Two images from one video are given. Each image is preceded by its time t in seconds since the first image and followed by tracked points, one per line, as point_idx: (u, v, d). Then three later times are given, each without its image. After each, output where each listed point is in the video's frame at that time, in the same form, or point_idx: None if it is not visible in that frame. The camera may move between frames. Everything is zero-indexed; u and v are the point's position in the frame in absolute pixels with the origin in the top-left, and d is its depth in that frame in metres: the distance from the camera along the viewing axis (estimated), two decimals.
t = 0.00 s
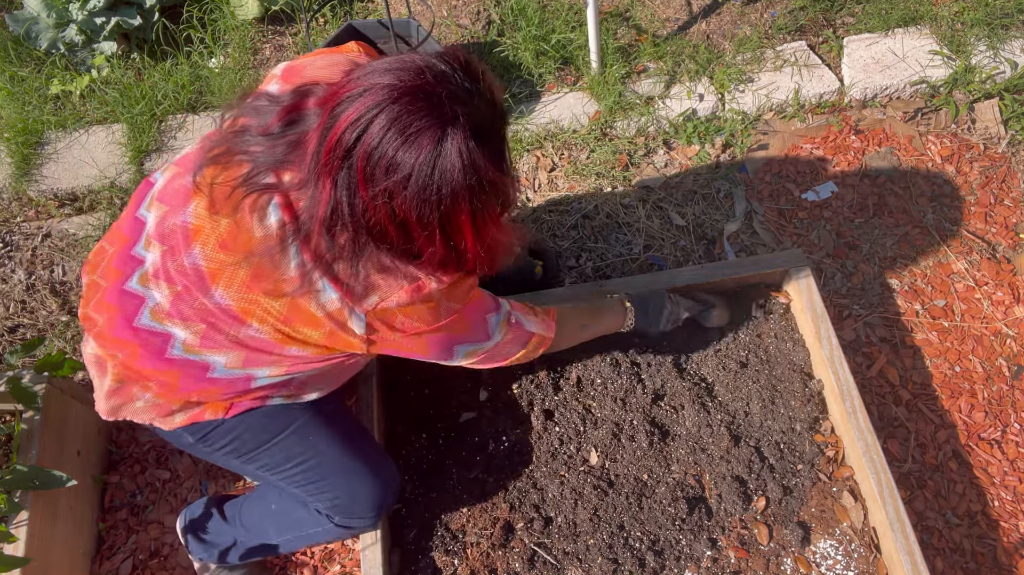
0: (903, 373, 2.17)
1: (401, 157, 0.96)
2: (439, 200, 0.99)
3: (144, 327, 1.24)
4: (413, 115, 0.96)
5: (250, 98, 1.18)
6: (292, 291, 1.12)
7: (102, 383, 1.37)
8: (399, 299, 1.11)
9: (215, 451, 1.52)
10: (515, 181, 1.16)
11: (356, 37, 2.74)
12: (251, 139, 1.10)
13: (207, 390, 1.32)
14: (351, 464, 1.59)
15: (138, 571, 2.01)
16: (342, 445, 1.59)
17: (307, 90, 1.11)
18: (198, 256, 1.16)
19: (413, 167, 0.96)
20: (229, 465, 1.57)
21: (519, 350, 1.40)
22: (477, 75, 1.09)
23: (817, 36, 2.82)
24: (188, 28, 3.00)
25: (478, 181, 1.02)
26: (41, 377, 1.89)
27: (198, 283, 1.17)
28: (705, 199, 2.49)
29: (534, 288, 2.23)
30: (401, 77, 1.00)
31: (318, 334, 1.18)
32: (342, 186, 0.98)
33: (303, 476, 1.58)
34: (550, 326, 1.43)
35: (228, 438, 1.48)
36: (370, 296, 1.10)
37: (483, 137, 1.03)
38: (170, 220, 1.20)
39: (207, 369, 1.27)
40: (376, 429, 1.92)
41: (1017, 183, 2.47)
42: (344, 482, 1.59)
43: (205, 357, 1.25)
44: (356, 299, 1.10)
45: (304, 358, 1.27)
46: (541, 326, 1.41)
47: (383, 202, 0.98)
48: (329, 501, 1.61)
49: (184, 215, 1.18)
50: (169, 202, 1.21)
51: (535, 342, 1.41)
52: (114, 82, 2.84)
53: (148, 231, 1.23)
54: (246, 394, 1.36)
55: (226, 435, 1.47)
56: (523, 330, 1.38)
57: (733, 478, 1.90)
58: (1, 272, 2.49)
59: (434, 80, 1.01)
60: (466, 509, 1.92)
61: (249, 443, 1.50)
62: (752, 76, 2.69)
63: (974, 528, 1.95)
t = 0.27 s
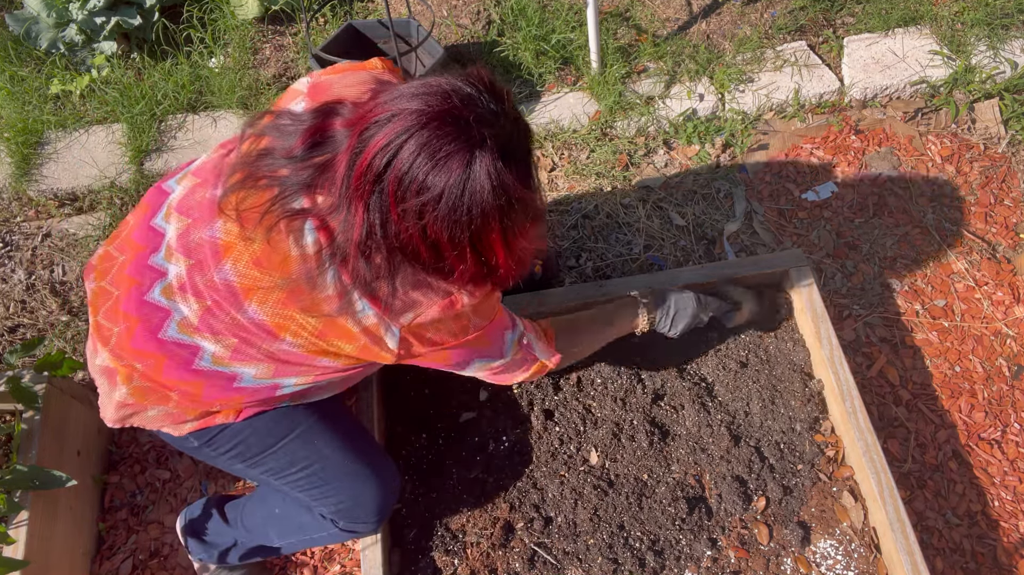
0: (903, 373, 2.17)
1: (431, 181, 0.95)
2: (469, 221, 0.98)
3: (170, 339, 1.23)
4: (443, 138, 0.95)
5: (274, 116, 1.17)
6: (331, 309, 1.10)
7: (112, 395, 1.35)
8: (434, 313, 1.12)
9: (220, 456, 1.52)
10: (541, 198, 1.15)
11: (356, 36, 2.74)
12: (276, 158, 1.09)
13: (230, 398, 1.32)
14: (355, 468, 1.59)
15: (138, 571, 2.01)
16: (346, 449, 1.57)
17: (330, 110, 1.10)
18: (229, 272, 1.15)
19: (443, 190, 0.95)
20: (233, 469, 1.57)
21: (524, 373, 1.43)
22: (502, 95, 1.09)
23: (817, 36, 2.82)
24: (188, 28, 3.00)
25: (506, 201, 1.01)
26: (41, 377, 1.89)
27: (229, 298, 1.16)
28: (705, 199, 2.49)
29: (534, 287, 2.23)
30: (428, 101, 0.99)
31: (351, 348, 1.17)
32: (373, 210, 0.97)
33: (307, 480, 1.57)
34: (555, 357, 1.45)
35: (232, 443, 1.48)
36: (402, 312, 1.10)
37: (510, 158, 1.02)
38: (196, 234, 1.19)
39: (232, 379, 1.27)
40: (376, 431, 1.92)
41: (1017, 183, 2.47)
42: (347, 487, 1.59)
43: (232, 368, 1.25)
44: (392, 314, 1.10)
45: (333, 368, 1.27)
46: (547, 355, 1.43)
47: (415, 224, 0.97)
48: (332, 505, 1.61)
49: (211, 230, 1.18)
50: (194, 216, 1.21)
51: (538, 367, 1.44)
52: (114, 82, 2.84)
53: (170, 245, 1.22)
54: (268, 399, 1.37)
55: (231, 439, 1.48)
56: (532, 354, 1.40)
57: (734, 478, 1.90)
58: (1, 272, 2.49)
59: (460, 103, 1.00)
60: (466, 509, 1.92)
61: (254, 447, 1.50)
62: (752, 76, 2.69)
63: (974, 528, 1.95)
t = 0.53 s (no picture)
0: (903, 373, 2.17)
1: (432, 205, 0.95)
2: (468, 246, 0.98)
3: (171, 347, 1.23)
4: (446, 163, 0.95)
5: (278, 129, 1.19)
6: (336, 324, 1.11)
7: (109, 401, 1.35)
8: (438, 329, 1.12)
9: (219, 459, 1.52)
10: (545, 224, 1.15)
11: (356, 36, 2.74)
12: (282, 172, 1.10)
13: (230, 407, 1.32)
14: (353, 470, 1.58)
15: (138, 571, 2.01)
16: (344, 451, 1.57)
17: (336, 126, 1.11)
18: (233, 284, 1.15)
19: (443, 213, 0.95)
20: (233, 472, 1.57)
21: (537, 388, 1.40)
22: (506, 118, 1.08)
23: (817, 36, 2.82)
24: (188, 28, 3.00)
25: (506, 228, 1.01)
26: (41, 377, 1.89)
27: (233, 310, 1.16)
28: (705, 199, 2.49)
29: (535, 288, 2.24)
30: (433, 124, 0.99)
31: (355, 361, 1.18)
32: (374, 231, 0.97)
33: (306, 482, 1.57)
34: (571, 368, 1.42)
35: (230, 447, 1.48)
36: (402, 331, 1.10)
37: (510, 186, 1.02)
38: (199, 244, 1.19)
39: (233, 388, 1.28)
40: (376, 432, 1.92)
41: (1017, 183, 2.47)
42: (346, 488, 1.59)
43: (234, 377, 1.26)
44: (397, 330, 1.09)
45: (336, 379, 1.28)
46: (562, 367, 1.40)
47: (414, 246, 0.97)
48: (332, 507, 1.61)
49: (214, 240, 1.18)
50: (197, 225, 1.21)
51: (553, 381, 1.40)
52: (114, 82, 2.84)
53: (173, 254, 1.22)
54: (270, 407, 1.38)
55: (229, 443, 1.48)
56: (544, 366, 1.38)
57: (733, 478, 1.90)
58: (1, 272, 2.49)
59: (464, 128, 1.00)
60: (466, 509, 1.92)
61: (252, 450, 1.50)
62: (752, 76, 2.69)
63: (974, 528, 1.95)
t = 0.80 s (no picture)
0: (903, 373, 2.17)
1: (421, 221, 0.95)
2: (455, 266, 0.98)
3: (165, 353, 1.24)
4: (437, 181, 0.95)
5: (276, 138, 1.19)
6: (323, 337, 1.10)
7: (108, 403, 1.36)
8: (425, 348, 1.11)
9: (216, 462, 1.52)
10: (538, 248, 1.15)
11: (356, 36, 2.74)
12: (278, 180, 1.10)
13: (222, 414, 1.33)
14: (351, 472, 1.58)
15: (138, 571, 2.01)
16: (342, 452, 1.57)
17: (335, 136, 1.11)
18: (226, 291, 1.15)
19: (431, 231, 0.95)
20: (231, 474, 1.57)
21: (522, 417, 1.37)
22: (504, 140, 1.09)
23: (817, 36, 2.82)
24: (188, 28, 3.00)
25: (494, 251, 1.00)
26: (41, 377, 1.89)
27: (224, 318, 1.16)
28: (705, 199, 2.49)
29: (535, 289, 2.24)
30: (428, 141, 0.99)
31: (344, 374, 1.17)
32: (363, 244, 0.97)
33: (304, 484, 1.57)
34: (560, 404, 1.38)
35: (227, 450, 1.48)
36: (387, 348, 1.09)
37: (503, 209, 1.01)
38: (194, 250, 1.19)
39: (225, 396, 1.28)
40: (376, 433, 1.92)
41: (1017, 183, 2.47)
42: (345, 490, 1.59)
43: (225, 385, 1.26)
44: (383, 347, 1.09)
45: (326, 390, 1.28)
46: (549, 400, 1.37)
47: (401, 262, 0.97)
48: (331, 508, 1.61)
49: (209, 246, 1.18)
50: (194, 230, 1.21)
51: (540, 413, 1.37)
52: (114, 82, 2.84)
53: (169, 258, 1.22)
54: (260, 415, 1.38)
55: (226, 446, 1.48)
56: (531, 397, 1.35)
57: (733, 478, 1.90)
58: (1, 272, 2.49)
59: (459, 147, 1.00)
60: (466, 509, 1.92)
61: (250, 453, 1.49)
62: (752, 76, 2.69)
63: (974, 528, 1.95)
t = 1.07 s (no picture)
0: (903, 373, 2.17)
1: (416, 232, 0.95)
2: (449, 278, 0.98)
3: (163, 357, 1.24)
4: (433, 192, 0.95)
5: (276, 142, 1.19)
6: (320, 343, 1.10)
7: (106, 404, 1.36)
8: (422, 355, 1.11)
9: (215, 463, 1.52)
10: (535, 263, 1.14)
11: (356, 36, 2.74)
12: (277, 185, 1.10)
13: (219, 418, 1.33)
14: (350, 472, 1.58)
15: (138, 571, 2.01)
16: (342, 452, 1.57)
17: (335, 143, 1.11)
18: (225, 296, 1.15)
19: (426, 242, 0.95)
20: (231, 475, 1.57)
21: (542, 417, 1.32)
22: (503, 154, 1.09)
23: (817, 36, 2.82)
24: (188, 28, 3.00)
25: (489, 265, 1.00)
26: (40, 377, 1.89)
27: (222, 323, 1.16)
28: (705, 199, 2.49)
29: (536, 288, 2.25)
30: (427, 152, 0.99)
31: (341, 381, 1.18)
32: (358, 252, 0.97)
33: (303, 484, 1.57)
34: (578, 399, 1.33)
35: (226, 450, 1.48)
36: (382, 357, 1.09)
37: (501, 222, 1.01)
38: (192, 254, 1.19)
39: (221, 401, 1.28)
40: (376, 433, 1.93)
41: (1017, 183, 2.47)
42: (344, 489, 1.58)
43: (222, 390, 1.26)
44: (380, 354, 1.08)
45: (324, 395, 1.28)
46: (568, 398, 1.32)
47: (395, 273, 0.97)
48: (330, 508, 1.61)
49: (208, 251, 1.18)
50: (193, 234, 1.21)
51: (559, 411, 1.32)
52: (114, 82, 2.84)
53: (168, 262, 1.22)
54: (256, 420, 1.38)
55: (224, 446, 1.48)
56: (548, 394, 1.30)
57: (733, 478, 1.91)
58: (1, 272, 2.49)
59: (457, 159, 1.00)
60: (466, 509, 1.92)
61: (249, 453, 1.49)
62: (752, 76, 2.69)
63: (974, 528, 1.95)
